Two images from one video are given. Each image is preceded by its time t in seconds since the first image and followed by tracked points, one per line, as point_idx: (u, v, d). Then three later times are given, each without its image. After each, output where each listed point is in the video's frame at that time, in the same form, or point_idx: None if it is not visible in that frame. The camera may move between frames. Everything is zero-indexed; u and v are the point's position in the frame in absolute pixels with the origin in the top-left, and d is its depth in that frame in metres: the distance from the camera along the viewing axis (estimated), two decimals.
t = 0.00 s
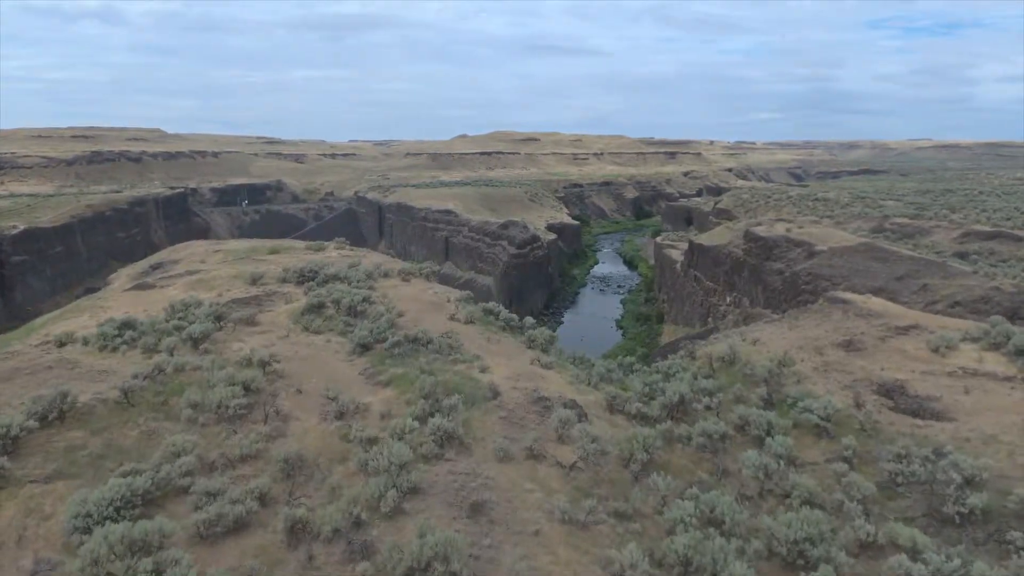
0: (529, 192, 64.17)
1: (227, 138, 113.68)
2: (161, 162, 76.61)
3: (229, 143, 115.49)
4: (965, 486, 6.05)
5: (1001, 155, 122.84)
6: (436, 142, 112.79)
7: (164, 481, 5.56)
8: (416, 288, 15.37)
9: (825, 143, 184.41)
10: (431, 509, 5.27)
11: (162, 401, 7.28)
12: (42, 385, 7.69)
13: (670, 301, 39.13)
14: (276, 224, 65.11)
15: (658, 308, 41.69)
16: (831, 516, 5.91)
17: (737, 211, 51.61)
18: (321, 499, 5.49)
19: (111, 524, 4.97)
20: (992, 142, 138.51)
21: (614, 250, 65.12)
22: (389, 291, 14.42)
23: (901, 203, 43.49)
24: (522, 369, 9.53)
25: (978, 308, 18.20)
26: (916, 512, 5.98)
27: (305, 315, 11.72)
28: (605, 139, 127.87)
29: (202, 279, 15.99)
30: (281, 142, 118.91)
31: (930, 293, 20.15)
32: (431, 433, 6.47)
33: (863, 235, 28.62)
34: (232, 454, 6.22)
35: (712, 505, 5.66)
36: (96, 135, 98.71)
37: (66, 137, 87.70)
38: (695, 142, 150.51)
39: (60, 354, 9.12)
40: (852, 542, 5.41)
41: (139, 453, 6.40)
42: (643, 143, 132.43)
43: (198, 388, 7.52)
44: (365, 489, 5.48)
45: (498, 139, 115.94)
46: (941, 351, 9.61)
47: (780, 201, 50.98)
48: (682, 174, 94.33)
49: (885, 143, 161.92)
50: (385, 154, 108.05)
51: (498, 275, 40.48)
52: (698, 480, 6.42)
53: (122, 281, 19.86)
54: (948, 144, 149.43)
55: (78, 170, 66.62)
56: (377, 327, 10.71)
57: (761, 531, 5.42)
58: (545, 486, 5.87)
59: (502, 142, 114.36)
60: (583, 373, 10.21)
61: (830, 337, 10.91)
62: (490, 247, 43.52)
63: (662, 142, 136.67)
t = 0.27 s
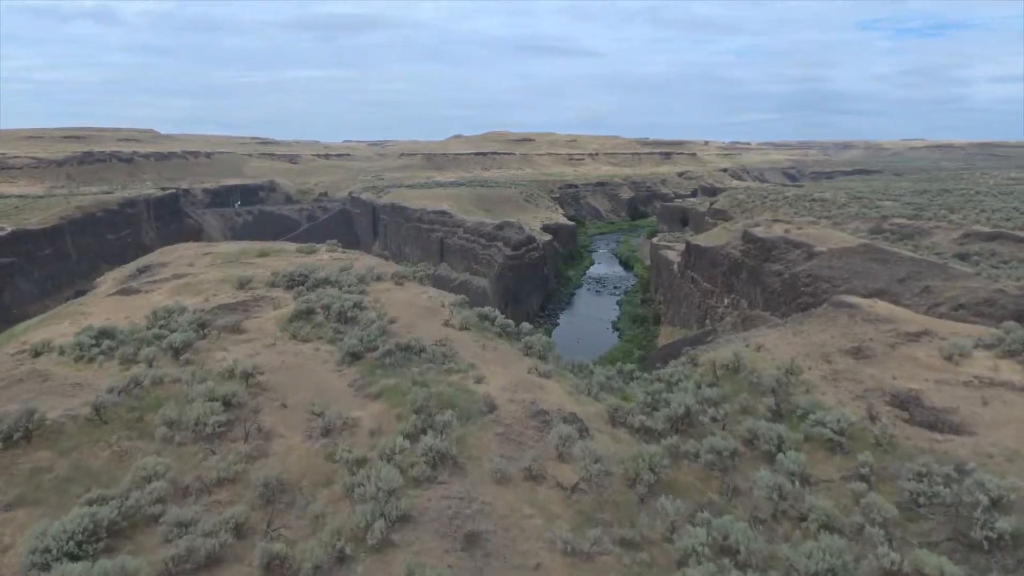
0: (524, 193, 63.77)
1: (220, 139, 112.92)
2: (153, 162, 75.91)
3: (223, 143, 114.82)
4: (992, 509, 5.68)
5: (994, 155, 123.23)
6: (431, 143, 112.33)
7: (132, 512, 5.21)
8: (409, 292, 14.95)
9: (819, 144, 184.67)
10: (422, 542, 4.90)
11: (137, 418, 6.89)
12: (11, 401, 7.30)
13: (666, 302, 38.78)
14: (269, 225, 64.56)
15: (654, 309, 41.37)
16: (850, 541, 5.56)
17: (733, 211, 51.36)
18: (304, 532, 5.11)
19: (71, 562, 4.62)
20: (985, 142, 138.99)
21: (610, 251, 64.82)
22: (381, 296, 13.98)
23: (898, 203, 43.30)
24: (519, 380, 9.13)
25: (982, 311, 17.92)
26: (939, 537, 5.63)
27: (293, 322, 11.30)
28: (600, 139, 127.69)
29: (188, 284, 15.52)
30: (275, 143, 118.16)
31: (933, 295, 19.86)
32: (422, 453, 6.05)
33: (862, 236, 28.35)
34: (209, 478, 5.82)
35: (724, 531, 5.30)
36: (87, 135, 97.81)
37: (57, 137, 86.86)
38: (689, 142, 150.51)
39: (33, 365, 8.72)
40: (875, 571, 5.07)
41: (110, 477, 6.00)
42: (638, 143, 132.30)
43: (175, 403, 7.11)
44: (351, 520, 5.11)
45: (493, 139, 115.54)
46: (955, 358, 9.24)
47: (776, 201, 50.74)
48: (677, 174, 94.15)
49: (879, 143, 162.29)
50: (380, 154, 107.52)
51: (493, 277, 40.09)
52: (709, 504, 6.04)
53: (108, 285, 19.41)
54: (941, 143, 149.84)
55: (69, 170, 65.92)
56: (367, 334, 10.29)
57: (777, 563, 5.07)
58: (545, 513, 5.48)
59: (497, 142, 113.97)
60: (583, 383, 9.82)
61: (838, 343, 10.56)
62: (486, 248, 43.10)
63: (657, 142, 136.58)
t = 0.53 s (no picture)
0: (515, 193, 63.39)
1: (208, 139, 111.84)
2: (139, 163, 74.92)
3: (211, 144, 113.73)
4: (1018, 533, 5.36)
5: (981, 155, 124.15)
6: (421, 143, 111.72)
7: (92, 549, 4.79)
8: (399, 297, 14.51)
9: (807, 144, 185.58)
10: None
11: (104, 438, 6.45)
12: None
13: (658, 303, 38.47)
14: (257, 227, 63.82)
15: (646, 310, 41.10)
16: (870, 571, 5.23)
17: (725, 212, 51.20)
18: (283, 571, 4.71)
19: None
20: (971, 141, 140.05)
21: (601, 251, 64.59)
22: (369, 301, 13.52)
23: (889, 204, 43.27)
24: (514, 390, 8.75)
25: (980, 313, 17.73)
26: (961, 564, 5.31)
27: (276, 329, 10.84)
28: (591, 139, 127.57)
29: (169, 288, 15.01)
30: (263, 143, 117.12)
31: (929, 297, 19.67)
32: (410, 477, 5.66)
33: (856, 237, 28.15)
34: (180, 507, 5.41)
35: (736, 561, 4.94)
36: (73, 135, 96.54)
37: (42, 138, 85.63)
38: (679, 142, 150.76)
39: None
40: None
41: (72, 505, 5.57)
42: (628, 143, 132.32)
43: (146, 423, 6.67)
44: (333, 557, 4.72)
45: (483, 139, 115.10)
46: (963, 366, 8.96)
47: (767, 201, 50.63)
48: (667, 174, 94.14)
49: (867, 143, 163.27)
50: (369, 154, 106.82)
51: (484, 279, 39.67)
52: (718, 528, 5.69)
53: (89, 290, 18.87)
54: (928, 143, 150.80)
55: (53, 171, 64.90)
56: (353, 342, 9.85)
57: None
58: (543, 544, 5.11)
59: (487, 142, 113.50)
60: (579, 392, 9.43)
61: (842, 350, 10.23)
62: (476, 249, 42.67)
63: (646, 142, 136.69)
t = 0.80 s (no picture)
0: (513, 193, 62.97)
1: (203, 139, 111.20)
2: (134, 163, 74.28)
3: (207, 143, 113.12)
4: None
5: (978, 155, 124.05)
6: (418, 143, 111.21)
7: None
8: (394, 301, 14.11)
9: (804, 143, 185.65)
10: None
11: (75, 459, 6.05)
12: None
13: (658, 305, 38.05)
14: (252, 228, 63.33)
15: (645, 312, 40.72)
16: None
17: (724, 212, 50.87)
18: None
19: None
20: (968, 141, 140.06)
21: (599, 252, 64.23)
22: (363, 306, 13.10)
23: (890, 204, 42.95)
24: (514, 403, 8.34)
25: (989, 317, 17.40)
26: None
27: (265, 337, 10.42)
28: (588, 139, 127.25)
29: (157, 293, 14.58)
30: (260, 143, 116.50)
31: (934, 300, 19.34)
32: (406, 508, 5.31)
33: (859, 237, 27.84)
34: (152, 540, 5.07)
35: None
36: (67, 135, 95.83)
37: (36, 138, 84.93)
38: (676, 142, 150.60)
39: None
40: None
41: (38, 535, 5.19)
42: (626, 143, 132.05)
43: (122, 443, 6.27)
44: None
45: (480, 139, 114.67)
46: (983, 376, 8.63)
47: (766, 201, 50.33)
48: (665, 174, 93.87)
49: (863, 143, 163.34)
50: (366, 154, 106.30)
51: (481, 280, 39.27)
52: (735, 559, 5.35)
53: (77, 294, 18.43)
54: (925, 142, 150.76)
55: (47, 171, 64.30)
56: (346, 351, 9.43)
57: None
58: None
59: (484, 142, 113.05)
60: (583, 404, 9.04)
61: (854, 358, 9.89)
62: (474, 250, 42.25)
63: (644, 142, 136.47)
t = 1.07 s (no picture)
0: (512, 193, 62.57)
1: (202, 139, 110.75)
2: (131, 163, 73.83)
3: (205, 143, 112.67)
4: None
5: (978, 155, 123.72)
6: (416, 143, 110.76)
7: None
8: (390, 306, 13.70)
9: (803, 143, 185.40)
10: None
11: (43, 484, 5.68)
12: None
13: (659, 306, 37.62)
14: (250, 228, 62.90)
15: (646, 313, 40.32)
16: None
17: (725, 212, 50.48)
18: None
19: None
20: (968, 141, 139.74)
21: (599, 252, 63.83)
22: (358, 311, 12.66)
23: (893, 204, 42.57)
24: (515, 416, 7.93)
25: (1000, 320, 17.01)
26: None
27: (254, 344, 10.02)
28: (588, 139, 126.86)
29: (147, 297, 14.18)
30: (258, 143, 116.06)
31: (943, 303, 18.95)
32: (398, 542, 4.94)
33: (863, 238, 27.44)
34: None
35: None
36: (64, 135, 95.32)
37: (33, 138, 84.41)
38: (676, 142, 150.27)
39: None
40: None
41: None
42: (626, 143, 131.69)
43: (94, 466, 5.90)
44: None
45: (479, 139, 114.24)
46: (1008, 388, 8.24)
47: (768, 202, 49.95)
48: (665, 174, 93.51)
49: (863, 144, 163.12)
50: (364, 154, 105.88)
51: (481, 281, 38.86)
52: None
53: (67, 297, 18.01)
54: (925, 142, 150.45)
55: (44, 172, 63.84)
56: (338, 361, 9.01)
57: None
58: None
59: (483, 142, 112.64)
60: (588, 416, 8.64)
61: (871, 368, 9.50)
62: (473, 251, 41.83)
63: (643, 142, 136.13)
